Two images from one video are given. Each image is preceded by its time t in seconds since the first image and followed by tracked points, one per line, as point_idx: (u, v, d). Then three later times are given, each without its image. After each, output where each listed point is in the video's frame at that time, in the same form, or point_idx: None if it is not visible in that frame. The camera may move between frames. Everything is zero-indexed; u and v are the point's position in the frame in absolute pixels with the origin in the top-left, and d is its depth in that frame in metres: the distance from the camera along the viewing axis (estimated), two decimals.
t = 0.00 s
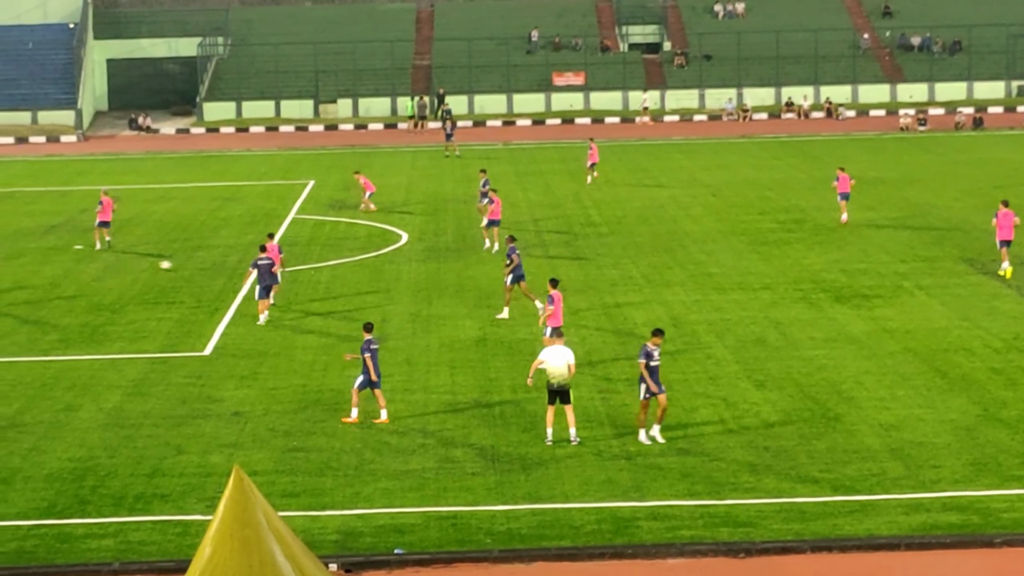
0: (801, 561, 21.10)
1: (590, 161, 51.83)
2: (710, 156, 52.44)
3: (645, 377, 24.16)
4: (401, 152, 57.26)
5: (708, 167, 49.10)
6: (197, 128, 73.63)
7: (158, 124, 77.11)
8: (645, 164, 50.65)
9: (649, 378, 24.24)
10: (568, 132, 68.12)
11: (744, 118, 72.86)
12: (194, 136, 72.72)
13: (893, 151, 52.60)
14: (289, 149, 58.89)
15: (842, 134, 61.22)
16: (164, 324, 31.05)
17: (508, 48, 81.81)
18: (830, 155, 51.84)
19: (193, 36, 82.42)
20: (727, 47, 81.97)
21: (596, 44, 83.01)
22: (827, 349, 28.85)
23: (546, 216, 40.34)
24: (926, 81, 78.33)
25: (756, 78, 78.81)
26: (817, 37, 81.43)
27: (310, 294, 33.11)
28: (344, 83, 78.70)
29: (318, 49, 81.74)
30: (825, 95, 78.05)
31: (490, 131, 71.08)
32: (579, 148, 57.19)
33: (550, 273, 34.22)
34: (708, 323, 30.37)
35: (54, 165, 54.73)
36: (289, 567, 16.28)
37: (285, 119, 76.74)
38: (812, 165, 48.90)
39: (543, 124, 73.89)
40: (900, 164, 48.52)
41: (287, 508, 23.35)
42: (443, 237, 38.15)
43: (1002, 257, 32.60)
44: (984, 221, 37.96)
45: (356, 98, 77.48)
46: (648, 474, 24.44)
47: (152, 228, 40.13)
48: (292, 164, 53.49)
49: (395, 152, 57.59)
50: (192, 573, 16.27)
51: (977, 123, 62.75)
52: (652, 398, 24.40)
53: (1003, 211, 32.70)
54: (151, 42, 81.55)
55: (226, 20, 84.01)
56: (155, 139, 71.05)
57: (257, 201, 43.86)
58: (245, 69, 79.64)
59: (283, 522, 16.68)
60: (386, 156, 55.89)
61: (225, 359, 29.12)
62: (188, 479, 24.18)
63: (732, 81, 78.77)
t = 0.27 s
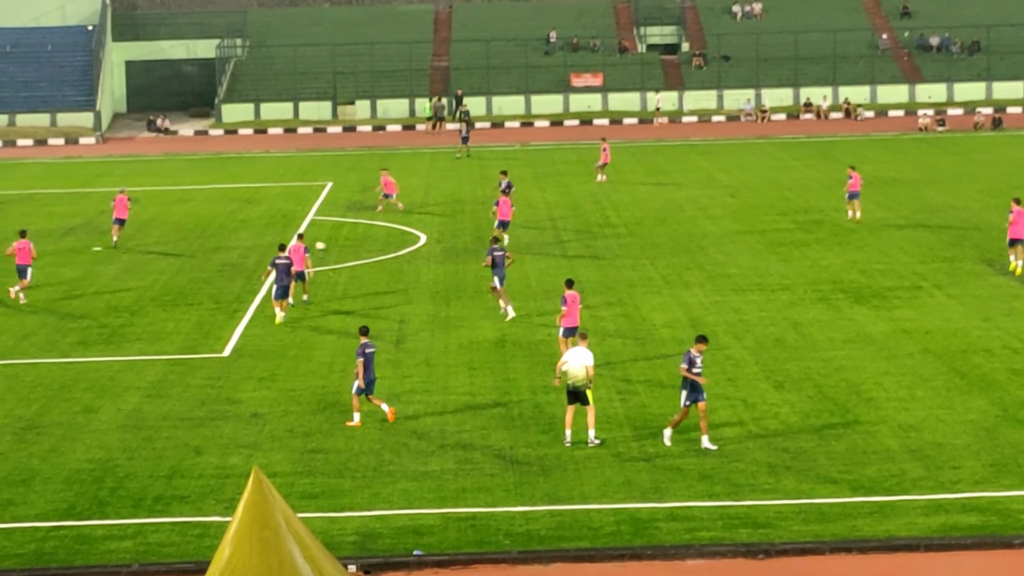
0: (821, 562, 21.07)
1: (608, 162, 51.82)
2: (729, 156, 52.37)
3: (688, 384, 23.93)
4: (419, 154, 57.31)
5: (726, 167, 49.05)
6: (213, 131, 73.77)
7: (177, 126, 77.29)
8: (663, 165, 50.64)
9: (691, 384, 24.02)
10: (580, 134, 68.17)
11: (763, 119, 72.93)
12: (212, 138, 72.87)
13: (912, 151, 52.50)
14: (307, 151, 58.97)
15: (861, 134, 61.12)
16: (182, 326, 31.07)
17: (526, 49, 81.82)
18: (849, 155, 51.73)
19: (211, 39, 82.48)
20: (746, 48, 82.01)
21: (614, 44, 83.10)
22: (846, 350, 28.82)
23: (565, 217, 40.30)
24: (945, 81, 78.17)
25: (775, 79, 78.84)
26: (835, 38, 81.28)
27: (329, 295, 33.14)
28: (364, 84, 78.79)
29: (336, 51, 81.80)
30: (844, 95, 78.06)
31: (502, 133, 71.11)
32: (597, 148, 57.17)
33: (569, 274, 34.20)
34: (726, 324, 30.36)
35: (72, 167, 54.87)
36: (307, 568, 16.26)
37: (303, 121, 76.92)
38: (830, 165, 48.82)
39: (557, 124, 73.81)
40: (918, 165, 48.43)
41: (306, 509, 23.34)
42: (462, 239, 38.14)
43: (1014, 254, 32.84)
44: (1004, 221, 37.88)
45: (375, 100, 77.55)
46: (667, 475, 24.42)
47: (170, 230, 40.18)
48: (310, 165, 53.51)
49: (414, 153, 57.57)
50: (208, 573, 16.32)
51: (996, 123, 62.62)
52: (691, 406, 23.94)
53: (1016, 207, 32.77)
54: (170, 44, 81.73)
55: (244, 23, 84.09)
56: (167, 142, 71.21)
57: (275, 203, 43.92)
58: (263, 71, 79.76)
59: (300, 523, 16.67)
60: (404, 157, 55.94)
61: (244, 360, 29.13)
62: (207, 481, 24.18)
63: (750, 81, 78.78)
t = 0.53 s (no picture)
0: (831, 563, 21.06)
1: (617, 163, 51.83)
2: (739, 157, 52.36)
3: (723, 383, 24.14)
4: (428, 155, 57.36)
5: (736, 168, 49.05)
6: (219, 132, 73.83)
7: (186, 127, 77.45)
8: (673, 165, 50.63)
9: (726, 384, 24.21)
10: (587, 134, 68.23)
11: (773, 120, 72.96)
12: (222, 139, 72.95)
13: (923, 152, 52.48)
14: (316, 152, 59.04)
15: (871, 135, 61.09)
16: (192, 327, 31.10)
17: (535, 50, 81.86)
18: (859, 156, 51.69)
19: (221, 40, 82.51)
20: (755, 48, 82.02)
21: (623, 45, 83.11)
22: (856, 350, 28.81)
23: (574, 218, 40.30)
24: (955, 82, 78.12)
25: (784, 79, 78.83)
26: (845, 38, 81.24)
27: (339, 296, 33.17)
28: (373, 85, 78.86)
29: (345, 52, 81.82)
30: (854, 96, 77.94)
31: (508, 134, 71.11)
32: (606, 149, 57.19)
33: (578, 275, 34.21)
34: (736, 325, 30.35)
35: (82, 168, 54.98)
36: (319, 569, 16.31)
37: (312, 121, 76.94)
38: (840, 166, 48.79)
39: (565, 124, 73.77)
40: (928, 165, 48.41)
41: (315, 510, 23.36)
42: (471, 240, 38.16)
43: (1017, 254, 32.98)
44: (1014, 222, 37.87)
45: (384, 100, 77.65)
46: (677, 476, 24.41)
47: (180, 231, 40.22)
48: (320, 166, 53.55)
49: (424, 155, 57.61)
50: None
51: (1006, 123, 62.58)
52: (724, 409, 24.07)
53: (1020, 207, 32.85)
54: (180, 45, 81.81)
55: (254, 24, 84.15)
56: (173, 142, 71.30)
57: (285, 204, 43.96)
58: (271, 72, 79.81)
59: (311, 525, 16.73)
60: (413, 158, 55.98)
61: (254, 361, 29.15)
62: (217, 482, 24.20)
63: (760, 82, 78.75)
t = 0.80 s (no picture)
0: (838, 565, 21.04)
1: (624, 165, 51.81)
2: (745, 159, 52.35)
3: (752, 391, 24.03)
4: (436, 157, 57.36)
5: (741, 170, 49.03)
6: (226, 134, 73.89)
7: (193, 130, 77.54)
8: (679, 167, 50.63)
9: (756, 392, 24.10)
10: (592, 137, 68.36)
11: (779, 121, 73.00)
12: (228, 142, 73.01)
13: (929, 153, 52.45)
14: (324, 154, 59.06)
15: (878, 137, 61.05)
16: (198, 330, 31.11)
17: (542, 52, 81.89)
18: (866, 158, 51.65)
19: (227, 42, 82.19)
20: (762, 49, 82.02)
21: (629, 47, 83.13)
22: (862, 352, 28.80)
23: (579, 220, 40.28)
24: (961, 83, 78.08)
25: (791, 81, 78.82)
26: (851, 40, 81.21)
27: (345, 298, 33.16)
28: (379, 88, 78.93)
29: (351, 54, 81.88)
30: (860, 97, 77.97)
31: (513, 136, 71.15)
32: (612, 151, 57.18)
33: (584, 277, 34.20)
34: (742, 327, 30.34)
35: (88, 171, 55.00)
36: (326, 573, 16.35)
37: (318, 124, 76.99)
38: (846, 168, 48.76)
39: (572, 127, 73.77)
40: (934, 167, 48.39)
41: (322, 512, 23.36)
42: (477, 242, 38.16)
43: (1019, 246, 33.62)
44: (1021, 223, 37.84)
45: (390, 103, 77.74)
46: (683, 478, 24.40)
47: (186, 233, 40.24)
48: (326, 168, 53.57)
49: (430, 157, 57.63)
50: None
51: (1013, 125, 62.55)
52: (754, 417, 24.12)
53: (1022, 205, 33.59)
54: (186, 48, 81.51)
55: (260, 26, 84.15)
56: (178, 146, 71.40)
57: (291, 206, 43.96)
58: (277, 74, 79.90)
59: (316, 526, 16.76)
60: (420, 160, 55.99)
61: (260, 363, 29.16)
62: (224, 484, 24.20)
63: (766, 83, 78.72)
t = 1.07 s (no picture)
0: (840, 566, 21.03)
1: (626, 166, 51.84)
2: (748, 160, 52.35)
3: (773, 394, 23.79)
4: (438, 158, 57.38)
5: (744, 171, 49.04)
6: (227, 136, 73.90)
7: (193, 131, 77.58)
8: (681, 169, 50.65)
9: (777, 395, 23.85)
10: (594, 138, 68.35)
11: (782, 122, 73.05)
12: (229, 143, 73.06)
13: (932, 155, 52.48)
14: (326, 156, 59.10)
15: (880, 138, 61.07)
16: (201, 331, 31.11)
17: (544, 54, 81.94)
18: (869, 159, 51.66)
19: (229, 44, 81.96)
20: (764, 50, 82.03)
21: (631, 48, 83.16)
22: (864, 353, 28.79)
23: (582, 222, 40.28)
24: (963, 85, 78.07)
25: (793, 82, 78.83)
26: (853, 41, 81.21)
27: (348, 300, 33.18)
28: (382, 89, 78.97)
29: (353, 55, 81.90)
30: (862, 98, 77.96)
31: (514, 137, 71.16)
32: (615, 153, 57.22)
33: (587, 279, 34.20)
34: (745, 328, 30.34)
35: (90, 172, 55.02)
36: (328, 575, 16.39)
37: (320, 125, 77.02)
38: (849, 169, 48.76)
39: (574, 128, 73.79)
40: (937, 168, 48.40)
41: (325, 514, 23.37)
42: (480, 243, 38.18)
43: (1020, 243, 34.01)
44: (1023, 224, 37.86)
45: (393, 104, 77.81)
46: (686, 479, 24.41)
47: (188, 235, 40.25)
48: (328, 170, 53.58)
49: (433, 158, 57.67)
50: None
51: (1015, 127, 62.57)
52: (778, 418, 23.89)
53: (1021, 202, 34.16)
54: (187, 50, 81.33)
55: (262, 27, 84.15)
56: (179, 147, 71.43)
57: (293, 208, 43.98)
58: (280, 76, 79.96)
59: (318, 527, 16.81)
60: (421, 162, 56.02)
61: (262, 365, 29.16)
62: (226, 486, 24.20)
63: (769, 85, 78.71)
